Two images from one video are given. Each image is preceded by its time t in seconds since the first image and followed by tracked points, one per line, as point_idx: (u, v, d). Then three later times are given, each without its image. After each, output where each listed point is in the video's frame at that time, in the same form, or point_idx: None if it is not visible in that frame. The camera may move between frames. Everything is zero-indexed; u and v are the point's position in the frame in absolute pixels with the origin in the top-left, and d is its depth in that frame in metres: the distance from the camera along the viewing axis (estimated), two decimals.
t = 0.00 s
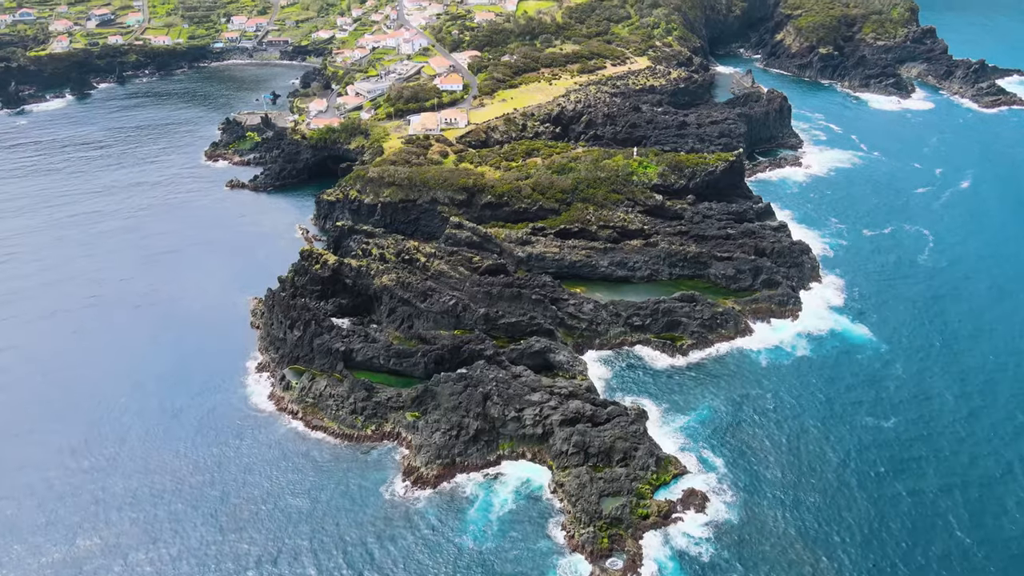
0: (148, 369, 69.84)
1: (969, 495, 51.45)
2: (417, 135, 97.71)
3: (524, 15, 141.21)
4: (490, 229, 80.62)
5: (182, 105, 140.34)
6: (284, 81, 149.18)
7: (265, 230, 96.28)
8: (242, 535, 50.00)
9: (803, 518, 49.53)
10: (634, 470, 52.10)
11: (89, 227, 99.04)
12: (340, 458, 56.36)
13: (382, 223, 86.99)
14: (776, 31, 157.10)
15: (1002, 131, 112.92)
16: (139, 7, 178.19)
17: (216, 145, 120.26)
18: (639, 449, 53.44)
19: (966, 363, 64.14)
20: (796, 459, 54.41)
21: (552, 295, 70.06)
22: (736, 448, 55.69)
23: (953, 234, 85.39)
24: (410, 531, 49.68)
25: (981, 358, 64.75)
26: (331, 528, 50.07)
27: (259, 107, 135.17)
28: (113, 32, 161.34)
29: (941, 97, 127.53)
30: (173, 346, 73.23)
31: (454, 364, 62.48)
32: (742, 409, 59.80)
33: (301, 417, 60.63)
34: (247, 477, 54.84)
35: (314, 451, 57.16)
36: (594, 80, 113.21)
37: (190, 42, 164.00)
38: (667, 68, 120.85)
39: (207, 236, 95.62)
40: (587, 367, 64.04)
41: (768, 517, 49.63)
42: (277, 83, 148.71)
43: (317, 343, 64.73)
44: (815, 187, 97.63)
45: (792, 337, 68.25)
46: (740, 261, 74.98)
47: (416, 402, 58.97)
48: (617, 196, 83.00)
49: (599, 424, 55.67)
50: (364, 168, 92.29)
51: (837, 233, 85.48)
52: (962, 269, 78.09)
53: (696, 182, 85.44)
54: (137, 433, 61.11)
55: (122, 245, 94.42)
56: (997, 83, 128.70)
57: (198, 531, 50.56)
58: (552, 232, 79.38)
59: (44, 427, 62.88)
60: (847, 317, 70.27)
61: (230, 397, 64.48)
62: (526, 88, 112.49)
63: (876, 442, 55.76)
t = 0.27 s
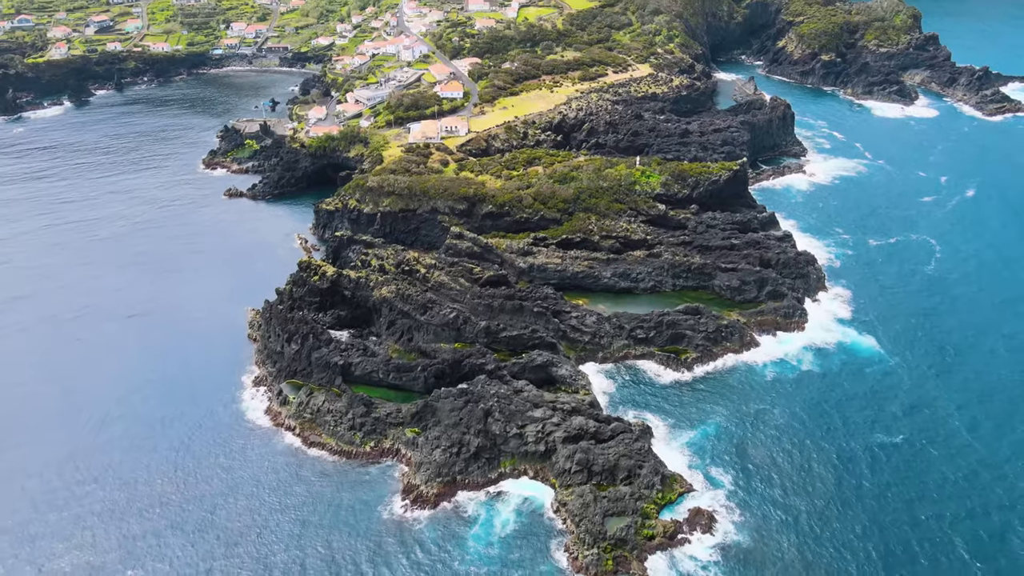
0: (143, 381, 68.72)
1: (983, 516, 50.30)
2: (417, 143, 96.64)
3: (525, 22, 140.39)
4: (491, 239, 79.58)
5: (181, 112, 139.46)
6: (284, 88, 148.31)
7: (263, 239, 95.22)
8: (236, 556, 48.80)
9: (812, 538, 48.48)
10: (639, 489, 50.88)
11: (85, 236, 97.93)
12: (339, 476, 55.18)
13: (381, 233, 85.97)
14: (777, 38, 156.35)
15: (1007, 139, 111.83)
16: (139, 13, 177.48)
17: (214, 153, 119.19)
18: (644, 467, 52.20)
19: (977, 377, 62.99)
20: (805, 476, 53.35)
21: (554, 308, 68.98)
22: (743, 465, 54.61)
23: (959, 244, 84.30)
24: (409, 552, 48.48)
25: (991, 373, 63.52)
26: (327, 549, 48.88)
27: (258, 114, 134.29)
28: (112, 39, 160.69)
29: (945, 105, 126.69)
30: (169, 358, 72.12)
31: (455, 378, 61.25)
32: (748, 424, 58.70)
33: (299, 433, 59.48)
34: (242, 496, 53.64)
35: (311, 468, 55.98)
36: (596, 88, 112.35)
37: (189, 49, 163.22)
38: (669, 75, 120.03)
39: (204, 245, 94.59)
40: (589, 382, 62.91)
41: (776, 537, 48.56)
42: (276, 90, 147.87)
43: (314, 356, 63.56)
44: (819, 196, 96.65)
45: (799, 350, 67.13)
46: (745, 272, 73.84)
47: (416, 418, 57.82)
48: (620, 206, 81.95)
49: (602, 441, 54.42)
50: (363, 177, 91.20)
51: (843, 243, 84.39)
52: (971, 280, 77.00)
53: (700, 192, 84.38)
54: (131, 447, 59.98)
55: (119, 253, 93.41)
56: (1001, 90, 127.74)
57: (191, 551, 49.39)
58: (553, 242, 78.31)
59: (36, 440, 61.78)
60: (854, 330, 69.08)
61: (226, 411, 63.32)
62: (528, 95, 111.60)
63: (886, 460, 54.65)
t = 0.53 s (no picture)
0: (137, 395, 67.54)
1: (997, 537, 49.15)
2: (417, 152, 95.56)
3: (525, 29, 139.60)
4: (492, 250, 78.51)
5: (179, 119, 138.50)
6: (283, 95, 147.40)
7: (262, 248, 94.14)
8: None
9: (823, 561, 47.30)
10: (644, 509, 49.59)
11: (81, 244, 96.85)
12: (337, 494, 53.95)
13: (381, 243, 84.88)
14: (780, 44, 155.44)
15: (1012, 147, 110.73)
16: (138, 19, 176.75)
17: (212, 161, 118.13)
18: (649, 486, 50.89)
19: (988, 393, 61.82)
20: (814, 495, 52.15)
21: (556, 320, 67.81)
22: (751, 483, 53.37)
23: (967, 254, 83.16)
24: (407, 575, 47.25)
25: (1002, 389, 62.30)
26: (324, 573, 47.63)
27: (257, 121, 133.35)
28: (110, 46, 159.97)
29: (949, 112, 125.71)
30: (164, 371, 70.84)
31: (455, 394, 59.97)
32: (755, 440, 57.46)
33: (296, 449, 58.24)
34: (238, 516, 52.34)
35: (308, 487, 54.73)
36: (598, 95, 111.43)
37: (188, 55, 162.35)
38: (671, 82, 119.12)
39: (202, 255, 93.54)
40: (592, 396, 61.67)
41: (786, 560, 47.36)
42: (276, 97, 146.90)
43: (312, 371, 62.33)
44: (824, 204, 95.60)
45: (805, 363, 65.92)
46: (750, 284, 72.66)
47: (416, 435, 56.56)
48: (623, 216, 80.81)
49: (606, 459, 53.09)
50: (362, 186, 90.13)
51: (849, 253, 83.22)
52: (979, 292, 75.89)
53: (704, 202, 83.27)
54: (123, 465, 58.70)
55: (116, 262, 92.29)
56: (1006, 97, 126.75)
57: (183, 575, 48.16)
58: (555, 253, 77.20)
59: (27, 456, 60.57)
60: (862, 343, 67.86)
61: (221, 428, 62.00)
62: (529, 103, 110.67)
63: (897, 479, 53.48)
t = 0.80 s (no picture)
0: (130, 410, 66.27)
1: (1014, 560, 47.93)
2: (417, 160, 94.43)
3: (526, 36, 138.62)
4: (493, 261, 77.37)
5: (177, 126, 137.43)
6: (282, 102, 146.40)
7: (260, 259, 93.02)
8: None
9: None
10: (649, 530, 48.31)
11: (76, 254, 95.70)
12: (334, 514, 52.63)
13: (380, 254, 83.74)
14: (782, 51, 154.53)
15: (1018, 155, 109.71)
16: (136, 25, 175.73)
17: (210, 169, 116.92)
18: (654, 506, 49.60)
19: (1000, 409, 60.56)
20: (825, 516, 50.88)
21: (559, 334, 66.55)
22: (759, 502, 52.09)
23: (974, 265, 81.95)
24: None
25: (1014, 404, 61.06)
26: None
27: (256, 129, 132.39)
28: (109, 52, 159.03)
29: (953, 119, 124.75)
30: (158, 385, 69.59)
31: (456, 410, 58.62)
32: (762, 458, 56.15)
33: (293, 467, 56.92)
34: (232, 538, 51.09)
35: (305, 507, 53.42)
36: (600, 103, 110.44)
37: (187, 62, 161.34)
38: (673, 90, 118.11)
39: (199, 265, 92.36)
40: (595, 412, 60.41)
41: None
42: (275, 104, 145.89)
43: (310, 386, 61.06)
44: (829, 214, 94.53)
45: (812, 377, 64.73)
46: (756, 295, 71.44)
47: (415, 452, 55.28)
48: (626, 226, 79.66)
49: (610, 479, 51.71)
50: (361, 196, 89.01)
51: (855, 264, 81.99)
52: (988, 303, 74.76)
53: (707, 212, 82.12)
54: (113, 483, 57.46)
55: (111, 272, 91.29)
56: (1010, 104, 125.74)
57: None
58: (557, 264, 76.11)
59: (17, 472, 59.41)
60: (871, 357, 66.61)
61: (215, 445, 60.69)
62: (530, 111, 109.67)
63: (909, 498, 52.26)
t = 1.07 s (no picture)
0: (123, 424, 65.12)
1: None
2: (417, 169, 93.25)
3: (527, 42, 137.69)
4: (494, 272, 76.17)
5: (176, 133, 136.32)
6: (281, 109, 145.39)
7: (258, 268, 91.88)
8: None
9: None
10: (655, 553, 46.98)
11: (71, 264, 94.51)
12: (332, 536, 51.25)
13: (379, 264, 82.49)
14: (784, 58, 153.57)
15: None
16: (135, 32, 174.87)
17: (207, 177, 115.65)
18: (660, 528, 48.22)
19: (1013, 425, 59.25)
20: (836, 538, 49.63)
21: (561, 348, 65.18)
22: (768, 524, 50.80)
23: (983, 276, 80.69)
24: None
25: None
26: None
27: (254, 136, 131.31)
28: (107, 59, 158.11)
29: (958, 127, 123.69)
30: (153, 397, 68.45)
31: (457, 427, 57.19)
32: (770, 477, 54.83)
33: (289, 486, 55.59)
34: (226, 560, 49.81)
35: (302, 528, 52.06)
36: (602, 111, 109.33)
37: (185, 68, 160.35)
38: (676, 97, 117.00)
39: (197, 274, 91.44)
40: (599, 428, 59.02)
41: None
42: (273, 111, 144.79)
43: (307, 403, 59.69)
44: (834, 223, 93.34)
45: (819, 392, 63.47)
46: (762, 308, 70.13)
47: (415, 471, 53.99)
48: (629, 237, 78.45)
49: (615, 499, 50.32)
50: (360, 205, 87.84)
51: (862, 275, 80.77)
52: (998, 315, 73.55)
53: (712, 222, 80.84)
54: (105, 500, 56.28)
55: (108, 281, 90.23)
56: (1016, 111, 124.63)
57: None
58: (559, 275, 74.89)
59: (9, 487, 58.41)
60: (879, 372, 65.30)
61: (209, 462, 59.38)
62: (531, 118, 108.54)
63: (922, 519, 50.99)
